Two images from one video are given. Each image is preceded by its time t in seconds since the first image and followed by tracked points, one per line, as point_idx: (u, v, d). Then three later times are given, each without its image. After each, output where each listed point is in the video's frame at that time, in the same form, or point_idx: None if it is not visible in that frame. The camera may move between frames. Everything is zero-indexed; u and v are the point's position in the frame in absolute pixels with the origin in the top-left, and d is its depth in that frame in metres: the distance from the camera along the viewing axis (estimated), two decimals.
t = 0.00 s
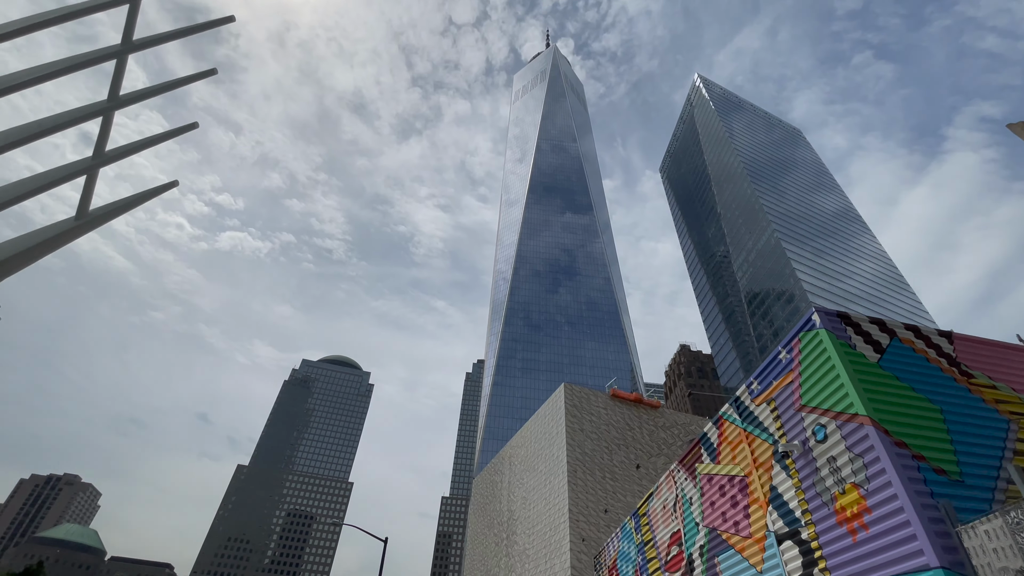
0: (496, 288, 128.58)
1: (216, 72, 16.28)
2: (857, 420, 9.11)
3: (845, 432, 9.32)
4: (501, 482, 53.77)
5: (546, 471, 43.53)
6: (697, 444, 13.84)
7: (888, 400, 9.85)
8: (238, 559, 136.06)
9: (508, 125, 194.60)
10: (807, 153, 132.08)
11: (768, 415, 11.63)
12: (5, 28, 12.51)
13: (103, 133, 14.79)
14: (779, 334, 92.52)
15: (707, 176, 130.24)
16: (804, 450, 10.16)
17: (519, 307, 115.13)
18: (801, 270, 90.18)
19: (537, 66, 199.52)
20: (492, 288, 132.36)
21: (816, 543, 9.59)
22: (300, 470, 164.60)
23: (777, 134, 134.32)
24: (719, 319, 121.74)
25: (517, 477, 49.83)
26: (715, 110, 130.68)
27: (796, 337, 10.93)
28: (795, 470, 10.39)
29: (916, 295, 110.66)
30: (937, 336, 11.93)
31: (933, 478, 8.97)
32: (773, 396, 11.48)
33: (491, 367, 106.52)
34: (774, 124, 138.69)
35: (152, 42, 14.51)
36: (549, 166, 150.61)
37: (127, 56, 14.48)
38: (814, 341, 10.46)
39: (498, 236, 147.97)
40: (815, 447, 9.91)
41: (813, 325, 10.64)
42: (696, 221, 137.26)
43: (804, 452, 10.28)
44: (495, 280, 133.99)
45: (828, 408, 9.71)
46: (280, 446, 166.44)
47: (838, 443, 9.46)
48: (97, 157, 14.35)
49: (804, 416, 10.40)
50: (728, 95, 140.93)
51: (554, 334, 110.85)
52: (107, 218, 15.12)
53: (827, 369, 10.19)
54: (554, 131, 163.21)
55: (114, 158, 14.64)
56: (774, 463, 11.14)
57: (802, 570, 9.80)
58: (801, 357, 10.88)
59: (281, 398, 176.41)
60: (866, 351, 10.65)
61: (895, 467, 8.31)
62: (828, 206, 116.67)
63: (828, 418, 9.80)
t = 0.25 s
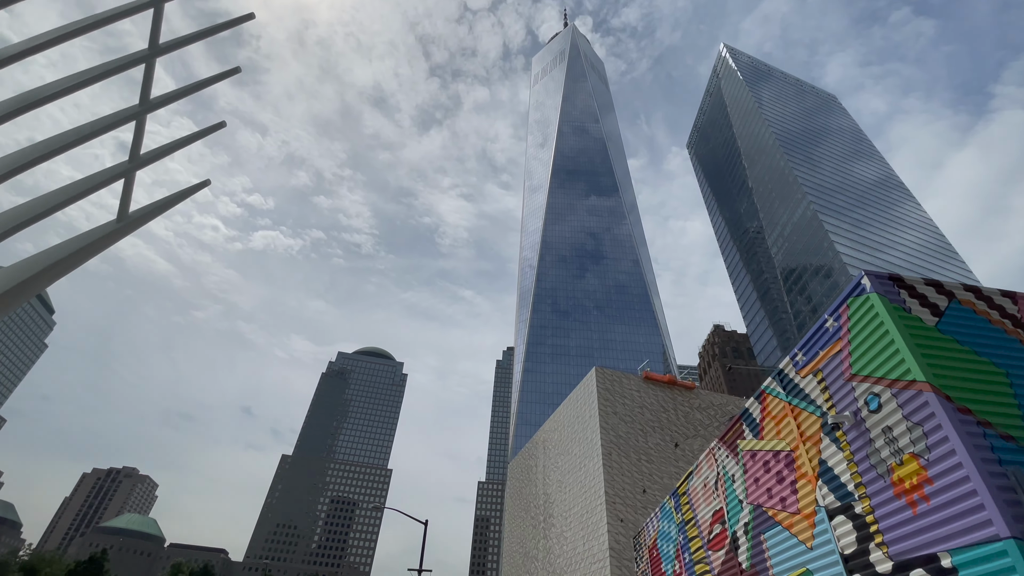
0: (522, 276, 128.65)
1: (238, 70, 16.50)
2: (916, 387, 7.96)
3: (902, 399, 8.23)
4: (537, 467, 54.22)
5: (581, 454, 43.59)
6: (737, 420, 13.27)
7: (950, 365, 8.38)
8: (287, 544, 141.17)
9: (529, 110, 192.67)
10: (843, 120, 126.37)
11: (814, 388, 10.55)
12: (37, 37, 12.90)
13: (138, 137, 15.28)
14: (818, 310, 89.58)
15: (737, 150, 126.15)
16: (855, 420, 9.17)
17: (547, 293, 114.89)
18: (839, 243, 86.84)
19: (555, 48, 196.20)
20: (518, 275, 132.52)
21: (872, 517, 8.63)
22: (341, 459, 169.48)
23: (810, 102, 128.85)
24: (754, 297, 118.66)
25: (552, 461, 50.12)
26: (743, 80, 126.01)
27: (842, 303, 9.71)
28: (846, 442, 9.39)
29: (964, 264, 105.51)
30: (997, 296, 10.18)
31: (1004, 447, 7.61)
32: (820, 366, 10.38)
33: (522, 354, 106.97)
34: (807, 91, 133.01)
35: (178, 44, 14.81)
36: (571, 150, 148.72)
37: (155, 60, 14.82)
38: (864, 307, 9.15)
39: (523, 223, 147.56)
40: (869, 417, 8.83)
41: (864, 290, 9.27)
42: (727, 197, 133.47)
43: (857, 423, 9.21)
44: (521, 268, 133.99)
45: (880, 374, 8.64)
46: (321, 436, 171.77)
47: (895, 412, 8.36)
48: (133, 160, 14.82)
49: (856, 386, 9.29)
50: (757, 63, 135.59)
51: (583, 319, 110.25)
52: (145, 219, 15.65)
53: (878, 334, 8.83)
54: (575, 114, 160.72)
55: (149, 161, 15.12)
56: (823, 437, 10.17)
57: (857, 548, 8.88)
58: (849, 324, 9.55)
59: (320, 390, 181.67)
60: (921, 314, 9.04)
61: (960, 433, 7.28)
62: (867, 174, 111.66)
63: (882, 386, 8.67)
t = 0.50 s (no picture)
0: (549, 261, 128.22)
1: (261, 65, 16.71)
2: (982, 351, 7.38)
3: (966, 364, 7.65)
4: (571, 449, 54.43)
5: (616, 436, 43.48)
6: (782, 395, 12.91)
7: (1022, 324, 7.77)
8: (333, 527, 146.42)
9: (550, 91, 189.81)
10: (884, 81, 119.90)
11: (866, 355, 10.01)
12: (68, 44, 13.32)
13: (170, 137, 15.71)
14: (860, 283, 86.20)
15: (770, 120, 121.48)
16: (913, 389, 8.66)
17: (574, 277, 114.22)
18: (882, 211, 83.10)
19: (575, 25, 191.92)
20: (546, 260, 131.97)
21: (933, 489, 8.21)
22: (380, 445, 174.12)
23: (847, 64, 122.66)
24: (791, 272, 115.01)
25: (586, 444, 50.21)
26: (775, 46, 120.74)
27: (896, 264, 9.12)
28: (902, 413, 8.91)
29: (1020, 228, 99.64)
30: None
31: None
32: (872, 334, 9.81)
33: (552, 339, 107.01)
34: (843, 53, 126.60)
35: (202, 43, 15.07)
36: (594, 130, 146.20)
37: (182, 60, 15.14)
38: (922, 266, 8.54)
39: (548, 207, 146.38)
40: (928, 385, 8.31)
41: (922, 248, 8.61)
42: (760, 170, 129.07)
43: (914, 392, 8.71)
44: (548, 253, 133.50)
45: (942, 338, 8.07)
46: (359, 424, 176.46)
47: (958, 379, 7.82)
48: (167, 161, 15.27)
49: (913, 353, 8.73)
50: (788, 27, 129.54)
51: (613, 302, 109.13)
52: (182, 218, 16.15)
53: (938, 295, 8.26)
54: (598, 92, 157.49)
55: (183, 161, 15.56)
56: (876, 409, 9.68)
57: (917, 522, 8.49)
58: (905, 286, 8.96)
59: (356, 380, 186.27)
60: (989, 273, 8.37)
61: None
62: (911, 137, 106.02)
63: (942, 351, 8.12)
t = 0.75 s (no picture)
0: (576, 242, 127.21)
1: (281, 58, 16.86)
2: None
3: None
4: (605, 429, 54.43)
5: (650, 415, 43.19)
6: (827, 365, 12.44)
7: None
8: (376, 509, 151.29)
9: (571, 68, 185.95)
10: (928, 35, 112.76)
11: (921, 320, 9.43)
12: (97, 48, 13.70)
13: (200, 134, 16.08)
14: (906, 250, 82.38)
15: (804, 83, 116.06)
16: (976, 352, 8.13)
17: (602, 257, 113.08)
18: (929, 173, 78.86)
19: None
20: (573, 241, 130.85)
21: (999, 458, 7.77)
22: (417, 429, 178.07)
23: (887, 19, 115.75)
24: (830, 242, 110.76)
25: (620, 423, 50.11)
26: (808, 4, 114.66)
27: (958, 221, 8.51)
28: (964, 380, 8.38)
29: None
30: None
31: None
32: (928, 297, 9.22)
33: (581, 320, 106.56)
34: (882, 7, 119.44)
35: (223, 38, 15.27)
36: (617, 106, 142.93)
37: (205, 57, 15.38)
38: (985, 220, 7.95)
39: (574, 187, 144.51)
40: (993, 348, 7.77)
41: (987, 202, 7.99)
42: (795, 136, 123.96)
43: (976, 356, 8.14)
44: (574, 234, 132.40)
45: (1009, 297, 7.50)
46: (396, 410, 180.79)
47: None
48: (198, 158, 15.66)
49: (975, 315, 8.16)
50: None
51: (643, 281, 107.56)
52: (215, 214, 16.59)
53: (1003, 252, 7.67)
54: (620, 66, 153.45)
55: (213, 157, 15.94)
56: (933, 376, 9.11)
57: (981, 493, 8.06)
58: (967, 243, 8.34)
59: (390, 367, 190.32)
60: None
61: None
62: (959, 93, 99.77)
63: (1009, 311, 7.54)
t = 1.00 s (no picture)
0: (603, 220, 125.52)
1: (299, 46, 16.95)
2: None
3: None
4: (638, 407, 54.20)
5: (684, 392, 42.71)
6: (875, 328, 11.95)
7: None
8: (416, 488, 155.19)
9: (592, 42, 181.46)
10: None
11: (981, 276, 8.82)
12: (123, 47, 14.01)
13: (226, 127, 16.39)
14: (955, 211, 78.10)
15: (841, 41, 110.21)
16: None
17: (630, 235, 111.35)
18: (979, 128, 74.30)
19: None
20: (599, 220, 129.07)
21: None
22: (451, 411, 181.12)
23: None
24: (871, 208, 105.96)
25: (653, 400, 49.78)
26: None
27: (1019, 164, 7.80)
28: None
29: None
30: None
31: None
32: (989, 250, 8.58)
33: (611, 298, 105.47)
34: None
35: (242, 30, 15.40)
36: (641, 78, 139.09)
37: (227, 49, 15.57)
38: None
39: (599, 164, 141.94)
40: None
41: None
42: (832, 98, 118.26)
43: None
44: (601, 213, 130.58)
45: None
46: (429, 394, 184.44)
47: None
48: (225, 150, 15.93)
49: None
50: None
51: (673, 257, 105.42)
52: (245, 206, 16.92)
53: None
54: (642, 37, 148.88)
55: (239, 149, 16.22)
56: (993, 335, 8.55)
57: None
58: None
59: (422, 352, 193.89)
60: None
61: None
62: (1013, 41, 93.04)
63: None
